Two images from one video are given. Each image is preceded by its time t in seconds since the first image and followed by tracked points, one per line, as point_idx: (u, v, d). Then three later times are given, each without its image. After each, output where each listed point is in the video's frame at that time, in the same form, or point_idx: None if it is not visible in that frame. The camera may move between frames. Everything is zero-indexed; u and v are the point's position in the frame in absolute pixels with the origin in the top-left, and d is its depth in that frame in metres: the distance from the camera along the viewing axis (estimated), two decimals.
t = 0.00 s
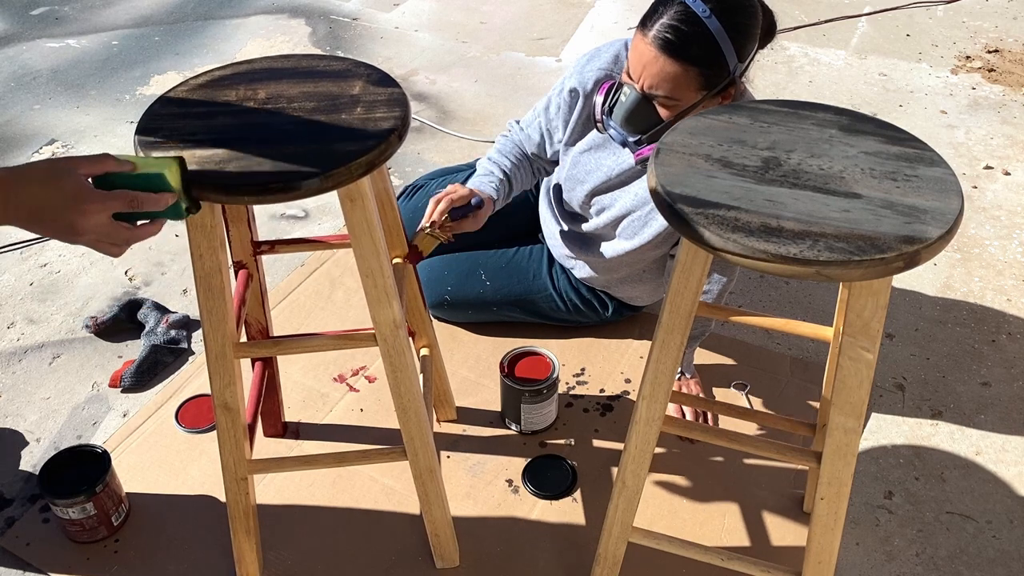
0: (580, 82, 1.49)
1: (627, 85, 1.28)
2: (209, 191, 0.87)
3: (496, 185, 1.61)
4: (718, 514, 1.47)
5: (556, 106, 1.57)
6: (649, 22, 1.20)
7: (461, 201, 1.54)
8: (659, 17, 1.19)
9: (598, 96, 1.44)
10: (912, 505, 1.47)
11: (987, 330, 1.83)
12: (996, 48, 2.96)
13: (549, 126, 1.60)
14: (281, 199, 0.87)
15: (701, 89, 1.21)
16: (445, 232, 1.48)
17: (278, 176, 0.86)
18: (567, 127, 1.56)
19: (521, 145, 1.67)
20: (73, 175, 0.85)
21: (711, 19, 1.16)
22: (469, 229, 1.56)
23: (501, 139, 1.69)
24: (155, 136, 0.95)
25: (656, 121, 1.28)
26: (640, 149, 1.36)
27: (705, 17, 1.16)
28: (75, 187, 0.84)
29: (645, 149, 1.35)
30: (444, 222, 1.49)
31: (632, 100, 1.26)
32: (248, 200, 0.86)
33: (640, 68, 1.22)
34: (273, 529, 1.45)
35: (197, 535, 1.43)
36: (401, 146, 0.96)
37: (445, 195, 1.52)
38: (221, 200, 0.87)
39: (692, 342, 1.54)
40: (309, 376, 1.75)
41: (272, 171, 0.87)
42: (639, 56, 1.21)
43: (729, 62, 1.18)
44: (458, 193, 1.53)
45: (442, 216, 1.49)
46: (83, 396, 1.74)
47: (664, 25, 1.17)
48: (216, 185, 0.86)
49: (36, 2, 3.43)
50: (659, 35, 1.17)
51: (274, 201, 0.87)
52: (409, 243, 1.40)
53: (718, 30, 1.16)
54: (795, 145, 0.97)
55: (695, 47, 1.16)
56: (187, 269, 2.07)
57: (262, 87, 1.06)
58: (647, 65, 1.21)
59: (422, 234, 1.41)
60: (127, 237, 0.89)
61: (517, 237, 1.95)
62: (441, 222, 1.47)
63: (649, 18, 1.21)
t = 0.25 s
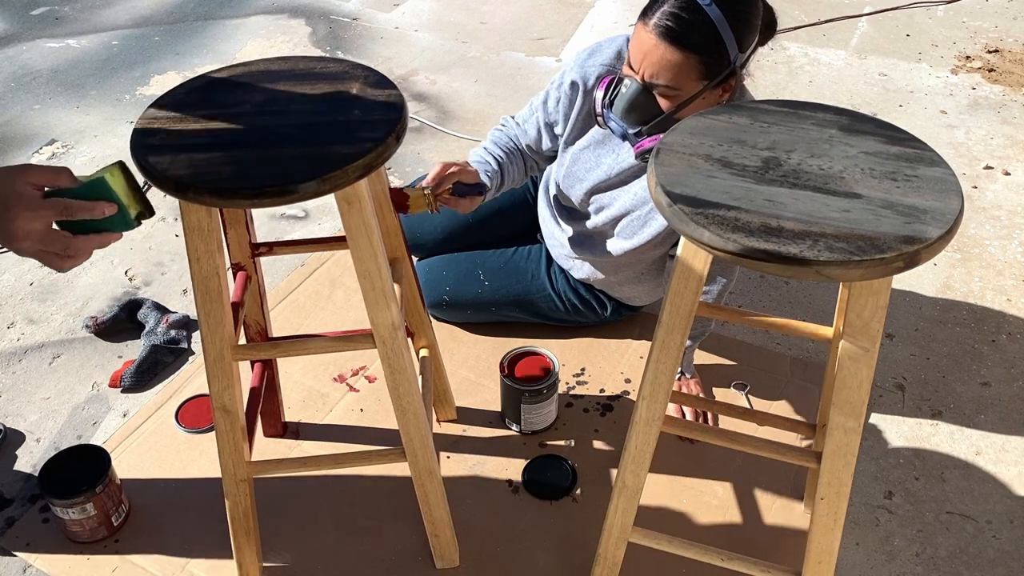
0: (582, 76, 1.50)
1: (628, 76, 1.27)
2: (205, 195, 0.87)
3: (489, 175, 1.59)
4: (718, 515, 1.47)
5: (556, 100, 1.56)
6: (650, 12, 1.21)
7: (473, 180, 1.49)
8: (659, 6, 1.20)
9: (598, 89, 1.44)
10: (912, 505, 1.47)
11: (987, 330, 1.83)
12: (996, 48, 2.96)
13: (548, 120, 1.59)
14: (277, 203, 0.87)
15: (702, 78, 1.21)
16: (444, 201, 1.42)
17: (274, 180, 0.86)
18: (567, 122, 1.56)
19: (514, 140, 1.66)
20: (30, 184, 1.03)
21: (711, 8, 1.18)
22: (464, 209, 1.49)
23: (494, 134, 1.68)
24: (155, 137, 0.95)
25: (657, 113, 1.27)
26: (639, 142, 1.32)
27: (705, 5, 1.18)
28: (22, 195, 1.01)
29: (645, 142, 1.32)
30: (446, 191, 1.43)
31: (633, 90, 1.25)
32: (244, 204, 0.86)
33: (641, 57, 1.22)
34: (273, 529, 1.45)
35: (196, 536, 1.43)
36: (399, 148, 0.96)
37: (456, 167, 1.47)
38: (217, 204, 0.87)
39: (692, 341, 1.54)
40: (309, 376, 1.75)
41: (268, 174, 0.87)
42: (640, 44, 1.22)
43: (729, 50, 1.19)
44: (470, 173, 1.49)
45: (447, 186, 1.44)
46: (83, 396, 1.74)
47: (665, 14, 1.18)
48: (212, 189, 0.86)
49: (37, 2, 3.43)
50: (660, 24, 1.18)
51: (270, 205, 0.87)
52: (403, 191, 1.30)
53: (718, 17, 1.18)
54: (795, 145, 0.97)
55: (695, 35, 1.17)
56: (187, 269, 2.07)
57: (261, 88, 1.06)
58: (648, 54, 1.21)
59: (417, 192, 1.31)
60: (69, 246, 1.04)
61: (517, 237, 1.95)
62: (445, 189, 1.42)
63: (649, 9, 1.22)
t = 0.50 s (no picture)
0: (580, 78, 1.51)
1: (631, 74, 1.27)
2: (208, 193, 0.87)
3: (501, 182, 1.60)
4: (718, 515, 1.47)
5: (555, 104, 1.58)
6: (654, 11, 1.22)
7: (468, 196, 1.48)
8: (664, 5, 1.21)
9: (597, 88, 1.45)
10: (912, 505, 1.47)
11: (987, 330, 1.83)
12: (996, 47, 2.96)
13: (548, 124, 1.61)
14: (279, 201, 0.87)
15: (705, 77, 1.21)
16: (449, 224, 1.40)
17: (276, 179, 0.86)
18: (566, 125, 1.57)
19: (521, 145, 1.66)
20: (132, 194, 0.84)
21: (715, 7, 1.18)
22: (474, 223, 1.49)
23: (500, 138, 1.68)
24: (155, 137, 0.95)
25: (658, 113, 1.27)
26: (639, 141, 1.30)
27: (710, 4, 1.19)
28: (127, 207, 0.83)
29: (646, 142, 1.29)
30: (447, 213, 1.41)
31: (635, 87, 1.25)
32: (247, 201, 0.87)
33: (645, 54, 1.22)
34: (273, 529, 1.45)
35: (196, 536, 1.43)
36: (401, 147, 0.96)
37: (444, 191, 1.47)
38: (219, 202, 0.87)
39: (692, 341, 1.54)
40: (309, 376, 1.75)
41: (271, 173, 0.87)
42: (644, 42, 1.22)
43: (733, 50, 1.19)
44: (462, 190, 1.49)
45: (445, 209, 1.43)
46: (83, 396, 1.74)
47: (670, 12, 1.19)
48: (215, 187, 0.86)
49: (37, 2, 3.43)
50: (664, 22, 1.19)
51: (273, 203, 0.87)
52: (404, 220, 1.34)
53: (723, 17, 1.18)
54: (795, 145, 0.97)
55: (700, 33, 1.17)
56: (187, 269, 2.07)
57: (262, 88, 1.06)
58: (652, 51, 1.21)
59: (422, 225, 1.35)
60: (169, 262, 0.86)
61: (517, 238, 1.95)
62: (448, 214, 1.41)
63: (654, 8, 1.23)
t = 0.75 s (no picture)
0: (586, 74, 1.47)
1: (630, 89, 1.28)
2: (209, 189, 0.86)
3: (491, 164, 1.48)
4: (718, 515, 1.47)
5: (557, 93, 1.51)
6: (654, 31, 1.21)
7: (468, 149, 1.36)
8: (664, 27, 1.19)
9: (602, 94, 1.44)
10: (912, 506, 1.47)
11: (988, 330, 1.83)
12: (996, 48, 2.96)
13: (547, 114, 1.53)
14: (280, 199, 0.87)
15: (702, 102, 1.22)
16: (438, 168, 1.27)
17: (278, 176, 0.86)
18: (570, 122, 1.53)
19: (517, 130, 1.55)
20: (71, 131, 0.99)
21: (714, 32, 1.17)
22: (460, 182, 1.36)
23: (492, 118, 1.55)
24: (157, 135, 0.95)
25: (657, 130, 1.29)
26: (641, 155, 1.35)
27: (709, 28, 1.17)
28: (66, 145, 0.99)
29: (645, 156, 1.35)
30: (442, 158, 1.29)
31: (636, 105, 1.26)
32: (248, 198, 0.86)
33: (643, 77, 1.22)
34: (273, 529, 1.45)
35: (196, 536, 1.43)
36: (402, 145, 0.96)
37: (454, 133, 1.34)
38: (221, 198, 0.87)
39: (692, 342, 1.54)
40: (309, 376, 1.75)
41: (272, 170, 0.87)
42: (642, 65, 1.22)
43: (731, 76, 1.19)
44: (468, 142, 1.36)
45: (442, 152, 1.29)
46: (83, 396, 1.74)
47: (669, 37, 1.18)
48: (216, 183, 0.86)
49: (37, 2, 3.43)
50: (663, 47, 1.18)
51: (274, 200, 0.87)
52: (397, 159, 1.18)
53: (722, 42, 1.17)
54: (795, 146, 0.97)
55: (697, 60, 1.17)
56: (187, 269, 2.07)
57: (263, 86, 1.06)
58: (650, 75, 1.21)
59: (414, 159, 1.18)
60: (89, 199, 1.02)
61: (517, 238, 1.95)
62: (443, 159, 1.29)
63: (654, 27, 1.21)
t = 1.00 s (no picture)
0: (576, 88, 1.49)
1: (621, 108, 1.30)
2: (206, 193, 0.86)
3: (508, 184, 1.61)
4: (718, 515, 1.47)
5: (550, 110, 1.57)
6: (641, 53, 1.21)
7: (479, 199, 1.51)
8: (650, 50, 1.19)
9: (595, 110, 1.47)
10: (912, 506, 1.47)
11: (988, 330, 1.83)
12: (996, 47, 2.96)
13: (544, 131, 1.61)
14: (278, 203, 0.86)
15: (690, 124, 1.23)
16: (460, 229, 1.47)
17: (275, 179, 0.86)
18: (564, 136, 1.57)
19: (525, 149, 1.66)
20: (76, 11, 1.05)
21: (700, 54, 1.15)
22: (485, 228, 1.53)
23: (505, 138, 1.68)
24: (155, 137, 0.95)
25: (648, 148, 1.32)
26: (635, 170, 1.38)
27: (696, 53, 1.15)
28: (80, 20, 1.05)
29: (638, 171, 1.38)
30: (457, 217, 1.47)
31: (626, 125, 1.29)
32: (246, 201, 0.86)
33: (631, 100, 1.24)
34: (273, 529, 1.45)
35: (196, 536, 1.43)
36: (400, 147, 0.96)
37: (459, 193, 1.49)
38: (218, 203, 0.87)
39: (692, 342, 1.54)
40: (309, 376, 1.75)
41: (269, 174, 0.87)
42: (630, 87, 1.23)
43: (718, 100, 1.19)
44: (475, 193, 1.52)
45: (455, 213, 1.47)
46: (83, 396, 1.74)
47: (654, 60, 1.18)
48: (213, 187, 0.86)
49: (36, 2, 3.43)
50: (648, 71, 1.18)
51: (271, 204, 0.87)
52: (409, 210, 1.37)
53: (709, 66, 1.15)
54: (795, 146, 0.97)
55: (683, 83, 1.16)
56: (187, 269, 2.07)
57: (262, 88, 1.06)
58: (638, 97, 1.23)
59: (433, 229, 1.44)
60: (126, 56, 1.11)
61: (517, 239, 1.95)
62: (459, 219, 1.46)
63: (641, 48, 1.21)
